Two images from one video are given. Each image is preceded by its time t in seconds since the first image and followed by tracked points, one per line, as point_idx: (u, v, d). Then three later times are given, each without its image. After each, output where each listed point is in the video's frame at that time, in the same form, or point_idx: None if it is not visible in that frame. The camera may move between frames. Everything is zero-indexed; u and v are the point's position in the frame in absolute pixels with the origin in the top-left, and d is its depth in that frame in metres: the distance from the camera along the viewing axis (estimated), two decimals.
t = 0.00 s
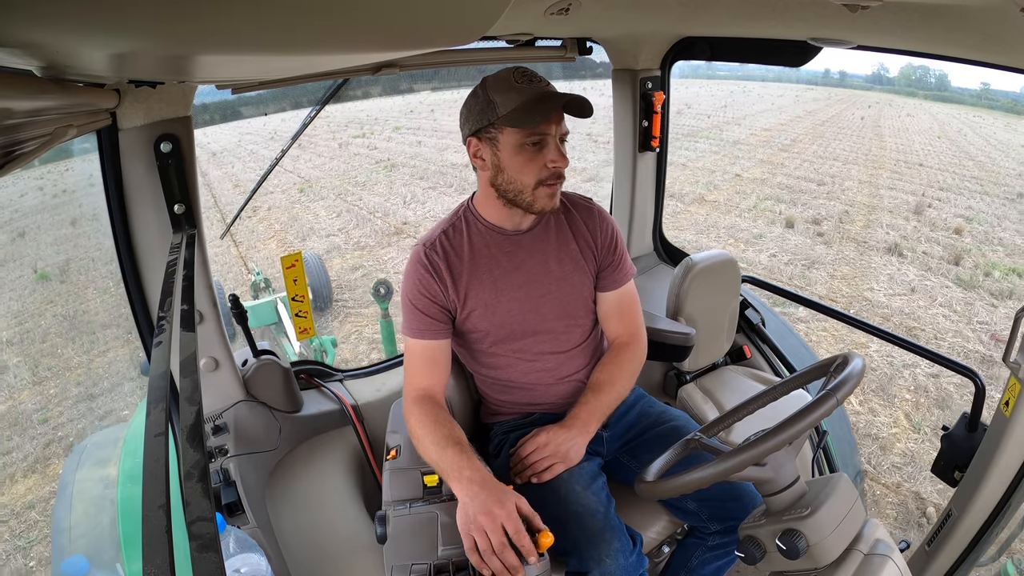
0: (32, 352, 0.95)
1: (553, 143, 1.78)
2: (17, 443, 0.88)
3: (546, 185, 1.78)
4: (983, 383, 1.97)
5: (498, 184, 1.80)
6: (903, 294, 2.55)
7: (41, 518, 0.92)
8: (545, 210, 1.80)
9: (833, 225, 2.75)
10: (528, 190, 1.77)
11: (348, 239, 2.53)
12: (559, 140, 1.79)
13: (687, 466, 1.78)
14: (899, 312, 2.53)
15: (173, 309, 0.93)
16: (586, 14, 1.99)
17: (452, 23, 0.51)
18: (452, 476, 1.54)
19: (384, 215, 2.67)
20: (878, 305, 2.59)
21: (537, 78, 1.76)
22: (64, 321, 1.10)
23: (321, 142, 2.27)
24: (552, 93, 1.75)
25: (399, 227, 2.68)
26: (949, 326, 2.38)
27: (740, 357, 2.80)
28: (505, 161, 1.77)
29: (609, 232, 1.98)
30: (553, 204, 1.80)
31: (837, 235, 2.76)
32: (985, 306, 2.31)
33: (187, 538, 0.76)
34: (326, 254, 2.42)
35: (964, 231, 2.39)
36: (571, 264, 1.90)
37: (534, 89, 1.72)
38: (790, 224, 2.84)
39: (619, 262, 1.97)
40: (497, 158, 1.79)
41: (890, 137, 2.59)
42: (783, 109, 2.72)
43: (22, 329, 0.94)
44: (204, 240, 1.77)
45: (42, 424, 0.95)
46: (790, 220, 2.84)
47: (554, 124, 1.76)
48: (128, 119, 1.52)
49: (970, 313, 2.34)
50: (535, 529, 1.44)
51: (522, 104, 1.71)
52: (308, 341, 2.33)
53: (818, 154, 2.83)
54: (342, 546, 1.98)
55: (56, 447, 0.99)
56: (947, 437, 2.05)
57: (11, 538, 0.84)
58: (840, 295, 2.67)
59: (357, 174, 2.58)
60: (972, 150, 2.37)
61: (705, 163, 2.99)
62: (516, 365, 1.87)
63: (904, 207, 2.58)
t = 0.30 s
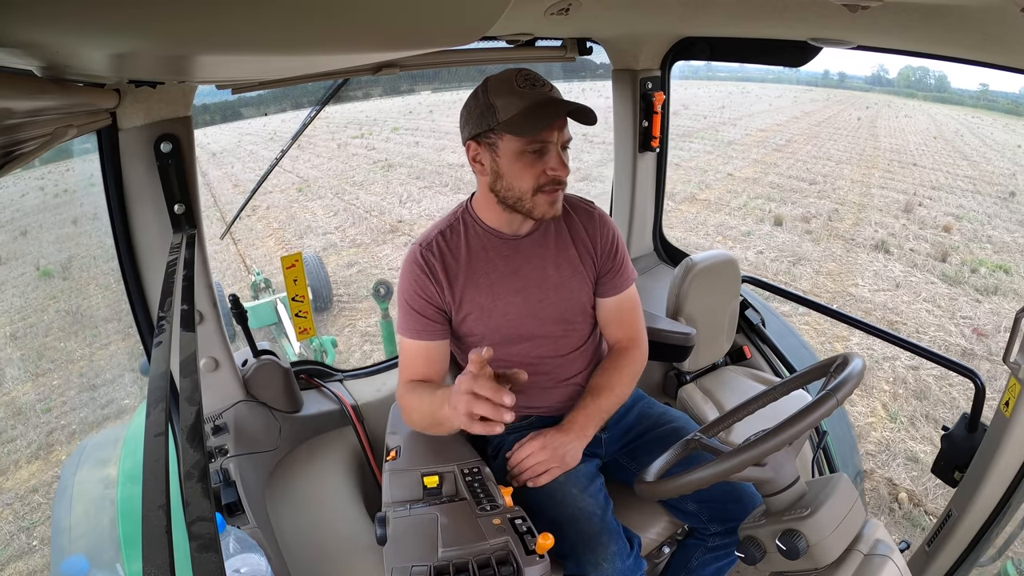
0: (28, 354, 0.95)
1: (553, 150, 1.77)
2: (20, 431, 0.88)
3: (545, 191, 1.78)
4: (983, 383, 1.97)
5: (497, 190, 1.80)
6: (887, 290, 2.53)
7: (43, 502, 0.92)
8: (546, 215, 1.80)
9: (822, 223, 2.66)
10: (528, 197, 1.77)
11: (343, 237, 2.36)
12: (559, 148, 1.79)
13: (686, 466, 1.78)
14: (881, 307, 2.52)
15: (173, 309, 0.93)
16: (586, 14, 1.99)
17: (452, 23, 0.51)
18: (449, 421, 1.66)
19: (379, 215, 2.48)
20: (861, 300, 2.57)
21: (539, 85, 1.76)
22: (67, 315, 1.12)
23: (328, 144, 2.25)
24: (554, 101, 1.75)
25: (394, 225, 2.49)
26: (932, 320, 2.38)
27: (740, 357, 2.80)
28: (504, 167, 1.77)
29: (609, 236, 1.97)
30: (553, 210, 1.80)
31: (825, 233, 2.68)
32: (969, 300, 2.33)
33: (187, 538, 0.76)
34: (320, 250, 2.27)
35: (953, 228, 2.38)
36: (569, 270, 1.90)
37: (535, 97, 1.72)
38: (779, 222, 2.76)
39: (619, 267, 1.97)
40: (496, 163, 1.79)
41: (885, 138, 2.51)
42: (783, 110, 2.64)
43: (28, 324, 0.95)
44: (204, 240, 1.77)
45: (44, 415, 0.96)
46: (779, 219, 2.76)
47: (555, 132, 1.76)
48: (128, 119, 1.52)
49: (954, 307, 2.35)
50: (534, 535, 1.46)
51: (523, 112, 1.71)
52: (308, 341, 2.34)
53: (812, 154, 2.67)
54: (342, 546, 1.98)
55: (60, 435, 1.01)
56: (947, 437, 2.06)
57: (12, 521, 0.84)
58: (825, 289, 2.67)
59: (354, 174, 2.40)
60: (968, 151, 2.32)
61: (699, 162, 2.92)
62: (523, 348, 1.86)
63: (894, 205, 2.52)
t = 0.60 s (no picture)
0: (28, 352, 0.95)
1: (547, 162, 1.75)
2: (24, 419, 0.89)
3: (540, 204, 1.76)
4: (983, 383, 1.97)
5: (492, 200, 1.80)
6: (872, 282, 2.57)
7: (46, 486, 0.92)
8: (541, 226, 1.80)
9: (811, 218, 2.66)
10: (522, 208, 1.77)
11: (340, 233, 2.34)
12: (554, 159, 1.77)
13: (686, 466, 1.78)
14: (865, 298, 2.57)
15: (173, 309, 0.93)
16: (586, 14, 1.99)
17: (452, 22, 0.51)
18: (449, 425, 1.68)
19: (374, 211, 2.45)
20: (845, 292, 2.62)
21: (532, 95, 1.74)
22: (69, 310, 1.14)
23: (326, 143, 2.24)
24: (547, 112, 1.73)
25: (389, 221, 2.47)
26: (916, 311, 2.42)
27: (740, 357, 2.80)
28: (497, 178, 1.77)
29: (608, 237, 1.97)
30: (548, 220, 1.79)
31: (814, 228, 2.67)
32: (954, 294, 2.33)
33: (187, 538, 0.76)
34: (316, 246, 2.26)
35: (942, 223, 2.35)
36: (567, 272, 1.90)
37: (528, 109, 1.71)
38: (768, 217, 2.76)
39: (619, 268, 1.96)
40: (489, 175, 1.78)
41: (880, 135, 2.49)
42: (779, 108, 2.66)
43: (30, 318, 0.96)
44: (204, 240, 1.77)
45: (48, 404, 0.97)
46: (768, 213, 2.76)
47: (548, 144, 1.73)
48: (128, 118, 1.52)
49: (938, 300, 2.37)
50: (534, 534, 1.46)
51: (515, 124, 1.69)
52: (308, 341, 2.35)
53: (808, 151, 2.66)
54: (342, 546, 1.98)
55: (60, 427, 1.00)
56: (947, 437, 2.05)
57: (17, 504, 0.83)
58: (809, 282, 2.71)
59: (351, 171, 2.37)
60: (964, 148, 2.28)
61: (693, 159, 2.96)
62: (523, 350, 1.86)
63: (885, 201, 2.50)
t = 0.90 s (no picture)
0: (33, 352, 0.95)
1: (539, 155, 1.75)
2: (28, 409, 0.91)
3: (532, 195, 1.75)
4: (983, 383, 1.97)
5: (487, 195, 1.80)
6: (858, 276, 2.72)
7: (51, 472, 0.96)
8: (536, 217, 1.78)
9: (800, 214, 2.79)
10: (516, 200, 1.76)
11: (336, 231, 2.39)
12: (545, 152, 1.76)
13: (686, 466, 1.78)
14: (850, 292, 2.69)
15: (173, 309, 0.93)
16: (586, 14, 1.99)
17: (452, 23, 0.51)
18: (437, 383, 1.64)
19: (370, 208, 2.51)
20: (831, 286, 2.73)
21: (522, 89, 1.73)
22: (69, 307, 1.14)
23: (324, 142, 2.25)
24: (537, 105, 1.72)
25: (385, 218, 2.54)
26: (899, 304, 2.58)
27: (740, 357, 2.81)
28: (490, 173, 1.76)
29: (606, 233, 1.97)
30: (543, 211, 1.77)
31: (803, 223, 2.81)
32: (938, 287, 2.52)
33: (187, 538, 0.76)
34: (311, 243, 2.30)
35: (932, 219, 2.56)
36: (566, 267, 1.90)
37: (517, 103, 1.70)
38: (758, 213, 2.87)
39: (617, 262, 1.97)
40: (483, 170, 1.78)
41: (875, 133, 2.61)
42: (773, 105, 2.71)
43: (32, 314, 0.98)
44: (204, 240, 1.77)
45: (51, 399, 0.98)
46: (757, 210, 2.87)
47: (538, 136, 1.73)
48: (128, 119, 1.52)
49: (923, 293, 2.55)
50: (534, 533, 1.46)
51: (505, 117, 1.69)
52: (308, 341, 2.34)
53: (801, 149, 2.78)
54: (342, 546, 1.98)
55: (61, 427, 1.01)
56: (947, 437, 2.05)
57: (21, 487, 0.87)
58: (795, 276, 2.83)
59: (349, 171, 2.42)
60: (959, 145, 2.42)
61: (685, 157, 3.00)
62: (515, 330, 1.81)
63: (875, 197, 2.71)
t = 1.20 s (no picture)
0: (35, 352, 0.96)
1: (552, 147, 1.76)
2: (29, 402, 0.92)
3: (544, 189, 1.76)
4: (983, 383, 1.97)
5: (498, 187, 1.79)
6: (842, 274, 2.77)
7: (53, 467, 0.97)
8: (546, 213, 1.78)
9: (789, 214, 2.82)
10: (527, 194, 1.76)
11: (334, 229, 2.45)
12: (558, 145, 1.77)
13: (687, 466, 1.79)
14: (834, 288, 2.74)
15: (173, 309, 0.93)
16: (586, 14, 1.99)
17: (452, 23, 0.51)
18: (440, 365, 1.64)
19: (368, 208, 2.56)
20: (814, 283, 2.78)
21: (538, 82, 1.75)
22: (69, 305, 1.14)
23: (323, 142, 2.25)
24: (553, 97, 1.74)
25: (381, 217, 2.58)
26: (883, 300, 2.65)
27: (740, 357, 2.80)
28: (504, 165, 1.77)
29: (612, 235, 1.97)
30: (553, 207, 1.78)
31: (791, 223, 2.84)
32: (922, 284, 2.58)
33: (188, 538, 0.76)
34: (309, 241, 2.33)
35: (921, 219, 2.59)
36: (572, 268, 1.90)
37: (534, 94, 1.72)
38: (747, 213, 2.88)
39: (622, 265, 1.97)
40: (496, 162, 1.78)
41: (871, 135, 2.64)
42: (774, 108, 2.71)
43: (36, 309, 0.99)
44: (204, 240, 1.77)
45: (51, 398, 0.99)
46: (747, 209, 2.88)
47: (553, 129, 1.74)
48: (128, 119, 1.52)
49: (906, 291, 2.61)
50: (534, 534, 1.46)
51: (522, 108, 1.70)
52: (308, 341, 2.34)
53: (795, 150, 2.81)
54: (342, 546, 1.98)
55: (61, 426, 1.01)
56: (947, 437, 2.05)
57: (24, 471, 0.88)
58: (780, 273, 2.86)
59: (347, 170, 2.47)
60: (954, 146, 2.43)
61: (678, 158, 3.03)
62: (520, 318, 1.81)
63: (865, 197, 2.75)
